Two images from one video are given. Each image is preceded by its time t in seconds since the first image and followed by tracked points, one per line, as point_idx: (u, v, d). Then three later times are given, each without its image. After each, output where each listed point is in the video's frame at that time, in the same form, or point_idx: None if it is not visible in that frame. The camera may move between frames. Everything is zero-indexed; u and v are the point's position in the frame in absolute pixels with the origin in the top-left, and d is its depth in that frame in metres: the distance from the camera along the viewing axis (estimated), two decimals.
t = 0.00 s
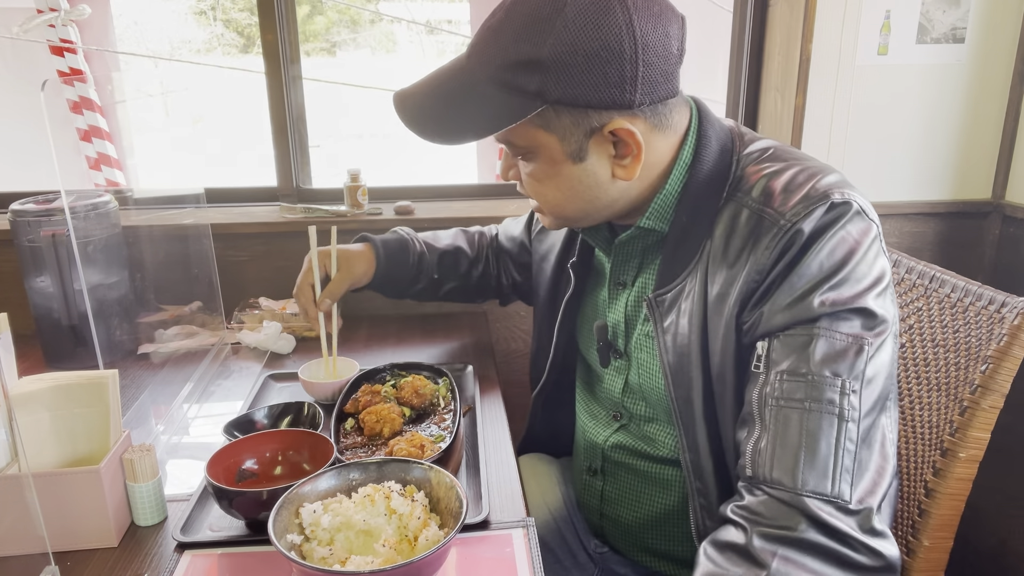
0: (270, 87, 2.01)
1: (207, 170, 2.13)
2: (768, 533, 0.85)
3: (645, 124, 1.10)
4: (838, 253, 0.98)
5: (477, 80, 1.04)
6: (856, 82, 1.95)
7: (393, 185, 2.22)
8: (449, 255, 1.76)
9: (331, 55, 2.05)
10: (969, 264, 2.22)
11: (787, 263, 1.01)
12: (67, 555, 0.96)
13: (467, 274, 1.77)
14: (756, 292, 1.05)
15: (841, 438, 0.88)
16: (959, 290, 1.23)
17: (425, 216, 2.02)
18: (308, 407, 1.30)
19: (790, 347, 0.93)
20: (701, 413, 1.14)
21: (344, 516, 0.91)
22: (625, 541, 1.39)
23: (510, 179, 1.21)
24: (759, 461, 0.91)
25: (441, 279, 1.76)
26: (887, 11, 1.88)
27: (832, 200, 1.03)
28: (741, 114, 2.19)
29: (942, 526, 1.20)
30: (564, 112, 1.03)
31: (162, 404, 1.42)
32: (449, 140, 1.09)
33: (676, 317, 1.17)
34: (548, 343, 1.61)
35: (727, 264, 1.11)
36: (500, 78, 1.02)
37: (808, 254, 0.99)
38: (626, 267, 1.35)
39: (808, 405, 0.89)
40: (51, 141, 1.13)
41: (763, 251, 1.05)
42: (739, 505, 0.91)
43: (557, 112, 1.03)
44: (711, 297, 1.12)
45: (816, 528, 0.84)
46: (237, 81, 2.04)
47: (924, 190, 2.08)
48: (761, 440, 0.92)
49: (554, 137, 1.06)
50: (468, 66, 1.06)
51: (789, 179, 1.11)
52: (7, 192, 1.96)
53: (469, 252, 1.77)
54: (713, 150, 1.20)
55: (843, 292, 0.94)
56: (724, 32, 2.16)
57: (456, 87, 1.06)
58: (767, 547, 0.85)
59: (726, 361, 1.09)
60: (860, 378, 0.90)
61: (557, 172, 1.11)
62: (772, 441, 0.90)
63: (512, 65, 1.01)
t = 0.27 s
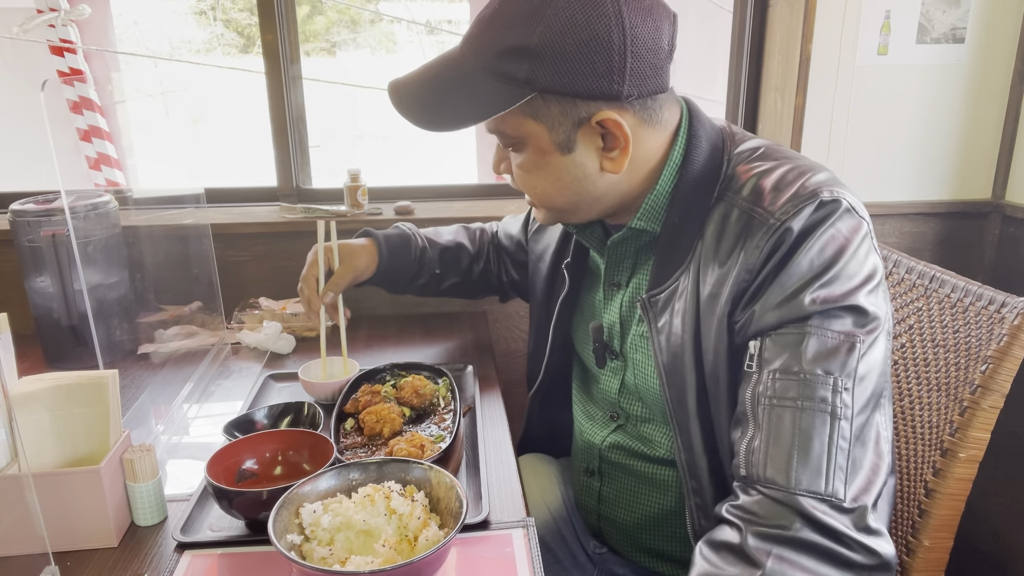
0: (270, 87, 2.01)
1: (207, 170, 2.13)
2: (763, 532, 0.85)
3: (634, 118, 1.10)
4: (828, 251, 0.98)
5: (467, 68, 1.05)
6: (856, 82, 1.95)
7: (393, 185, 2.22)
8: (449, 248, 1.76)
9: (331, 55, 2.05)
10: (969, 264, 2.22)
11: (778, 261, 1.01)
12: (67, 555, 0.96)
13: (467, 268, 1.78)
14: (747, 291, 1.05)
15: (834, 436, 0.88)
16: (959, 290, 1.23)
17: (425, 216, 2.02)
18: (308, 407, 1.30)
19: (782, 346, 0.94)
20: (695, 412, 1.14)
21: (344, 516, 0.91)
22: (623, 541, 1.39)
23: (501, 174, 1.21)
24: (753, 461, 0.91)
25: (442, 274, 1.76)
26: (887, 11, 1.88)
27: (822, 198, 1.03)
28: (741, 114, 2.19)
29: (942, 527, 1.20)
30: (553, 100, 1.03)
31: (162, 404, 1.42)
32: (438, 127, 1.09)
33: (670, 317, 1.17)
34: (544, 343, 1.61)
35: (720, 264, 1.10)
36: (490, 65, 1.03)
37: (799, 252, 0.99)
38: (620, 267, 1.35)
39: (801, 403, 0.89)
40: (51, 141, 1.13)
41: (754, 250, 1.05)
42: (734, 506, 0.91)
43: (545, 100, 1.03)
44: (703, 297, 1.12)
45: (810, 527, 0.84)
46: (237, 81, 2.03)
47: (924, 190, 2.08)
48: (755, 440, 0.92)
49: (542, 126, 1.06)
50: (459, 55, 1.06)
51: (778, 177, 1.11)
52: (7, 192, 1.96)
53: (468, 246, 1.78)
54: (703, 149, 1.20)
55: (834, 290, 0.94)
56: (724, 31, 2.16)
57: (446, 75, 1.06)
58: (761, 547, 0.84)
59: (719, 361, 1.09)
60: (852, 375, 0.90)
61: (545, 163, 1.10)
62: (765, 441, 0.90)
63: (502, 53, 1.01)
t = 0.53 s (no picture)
0: (270, 87, 2.01)
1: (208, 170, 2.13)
2: (756, 526, 0.85)
3: (629, 116, 1.10)
4: (820, 246, 0.98)
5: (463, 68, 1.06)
6: (856, 82, 1.95)
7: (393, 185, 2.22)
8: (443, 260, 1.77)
9: (331, 55, 2.05)
10: (970, 264, 2.22)
11: (770, 257, 1.01)
12: (67, 555, 0.96)
13: (461, 279, 1.78)
14: (740, 287, 1.05)
15: (826, 430, 0.87)
16: (959, 290, 1.23)
17: (425, 216, 2.02)
18: (308, 407, 1.30)
19: (774, 341, 0.94)
20: (690, 409, 1.14)
21: (345, 516, 0.91)
22: (622, 540, 1.39)
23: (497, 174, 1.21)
24: (747, 455, 0.91)
25: (436, 286, 1.77)
26: (887, 11, 1.88)
27: (812, 195, 1.03)
28: (742, 114, 2.19)
29: (941, 526, 1.20)
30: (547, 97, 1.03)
31: (162, 404, 1.42)
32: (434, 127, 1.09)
33: (666, 315, 1.17)
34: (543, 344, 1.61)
35: (713, 260, 1.11)
36: (485, 64, 1.03)
37: (790, 248, 1.00)
38: (615, 267, 1.35)
39: (793, 398, 0.89)
40: (51, 140, 1.13)
41: (747, 246, 1.05)
42: (729, 501, 0.91)
43: (540, 97, 1.03)
44: (697, 293, 1.12)
45: (804, 520, 0.84)
46: (237, 81, 2.03)
47: (924, 190, 2.08)
48: (748, 435, 0.92)
49: (538, 123, 1.06)
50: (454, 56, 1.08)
51: (770, 175, 1.11)
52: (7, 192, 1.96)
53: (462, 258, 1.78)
54: (697, 147, 1.20)
55: (825, 286, 0.94)
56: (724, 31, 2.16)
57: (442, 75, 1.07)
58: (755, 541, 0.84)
59: (713, 358, 1.09)
60: (845, 369, 0.90)
61: (541, 161, 1.10)
62: (758, 435, 0.90)
63: (497, 51, 1.02)
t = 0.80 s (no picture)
0: (270, 87, 2.02)
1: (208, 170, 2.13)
2: (758, 528, 0.85)
3: (640, 111, 1.10)
4: (825, 248, 0.98)
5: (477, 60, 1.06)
6: (856, 82, 1.95)
7: (393, 185, 2.22)
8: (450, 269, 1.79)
9: (331, 55, 2.05)
10: (970, 264, 2.22)
11: (774, 258, 1.01)
12: (67, 555, 0.96)
13: (470, 287, 1.79)
14: (743, 288, 1.05)
15: (829, 432, 0.87)
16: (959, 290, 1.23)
17: (426, 216, 2.02)
18: (308, 407, 1.30)
19: (778, 342, 0.94)
20: (693, 410, 1.14)
21: (344, 516, 0.91)
22: (621, 539, 1.39)
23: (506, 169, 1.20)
24: (749, 456, 0.91)
25: (443, 295, 1.79)
26: (888, 11, 1.88)
27: (818, 197, 1.03)
28: (742, 114, 2.19)
29: (941, 527, 1.20)
30: (561, 89, 1.04)
31: (162, 404, 1.42)
32: (446, 118, 1.09)
33: (668, 314, 1.17)
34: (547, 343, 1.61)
35: (717, 261, 1.10)
36: (500, 55, 1.04)
37: (795, 249, 1.00)
38: (618, 265, 1.35)
39: (796, 399, 0.89)
40: (51, 140, 1.13)
41: (751, 247, 1.05)
42: (731, 501, 0.91)
43: (553, 88, 1.04)
44: (700, 294, 1.12)
45: (806, 522, 0.84)
46: (237, 81, 2.04)
47: (924, 191, 2.08)
48: (751, 436, 0.92)
49: (551, 115, 1.06)
50: (470, 49, 1.08)
51: (776, 176, 1.11)
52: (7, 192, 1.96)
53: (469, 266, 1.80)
54: (703, 147, 1.20)
55: (830, 287, 0.94)
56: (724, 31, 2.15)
57: (456, 67, 1.08)
58: (756, 542, 0.84)
59: (716, 358, 1.09)
60: (848, 372, 0.90)
61: (552, 153, 1.10)
62: (761, 436, 0.90)
63: (512, 42, 1.03)
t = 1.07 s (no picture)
0: (270, 87, 2.02)
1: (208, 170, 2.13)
2: (762, 528, 0.85)
3: (642, 112, 1.10)
4: (829, 250, 0.98)
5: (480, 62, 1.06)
6: (856, 82, 1.95)
7: (393, 185, 2.22)
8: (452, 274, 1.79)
9: (331, 55, 2.05)
10: (969, 264, 2.22)
11: (778, 259, 1.01)
12: (67, 555, 0.96)
13: (472, 291, 1.79)
14: (747, 289, 1.05)
15: (833, 434, 0.87)
16: (959, 290, 1.23)
17: (426, 216, 2.02)
18: (308, 407, 1.30)
19: (783, 342, 0.94)
20: (695, 410, 1.14)
21: (344, 516, 0.91)
22: (622, 539, 1.39)
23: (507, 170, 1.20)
24: (753, 457, 0.91)
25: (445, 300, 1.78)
26: (888, 11, 1.88)
27: (822, 198, 1.03)
28: (741, 114, 2.19)
29: (942, 527, 1.20)
30: (563, 90, 1.03)
31: (162, 404, 1.42)
32: (449, 120, 1.09)
33: (671, 315, 1.17)
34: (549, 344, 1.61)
35: (721, 262, 1.10)
36: (503, 57, 1.04)
37: (799, 250, 0.99)
38: (620, 267, 1.35)
39: (800, 400, 0.89)
40: (51, 140, 1.13)
41: (754, 249, 1.05)
42: (734, 501, 0.91)
43: (556, 90, 1.03)
44: (703, 294, 1.12)
45: (810, 523, 0.84)
46: (237, 81, 2.04)
47: (924, 191, 2.08)
48: (755, 436, 0.92)
49: (553, 117, 1.06)
50: (472, 50, 1.08)
51: (780, 177, 1.11)
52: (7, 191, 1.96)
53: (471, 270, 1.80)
54: (706, 148, 1.20)
55: (834, 289, 0.94)
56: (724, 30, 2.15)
57: (459, 69, 1.08)
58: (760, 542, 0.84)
59: (719, 358, 1.09)
60: (852, 373, 0.90)
61: (554, 155, 1.10)
62: (765, 437, 0.90)
63: (514, 44, 1.03)
